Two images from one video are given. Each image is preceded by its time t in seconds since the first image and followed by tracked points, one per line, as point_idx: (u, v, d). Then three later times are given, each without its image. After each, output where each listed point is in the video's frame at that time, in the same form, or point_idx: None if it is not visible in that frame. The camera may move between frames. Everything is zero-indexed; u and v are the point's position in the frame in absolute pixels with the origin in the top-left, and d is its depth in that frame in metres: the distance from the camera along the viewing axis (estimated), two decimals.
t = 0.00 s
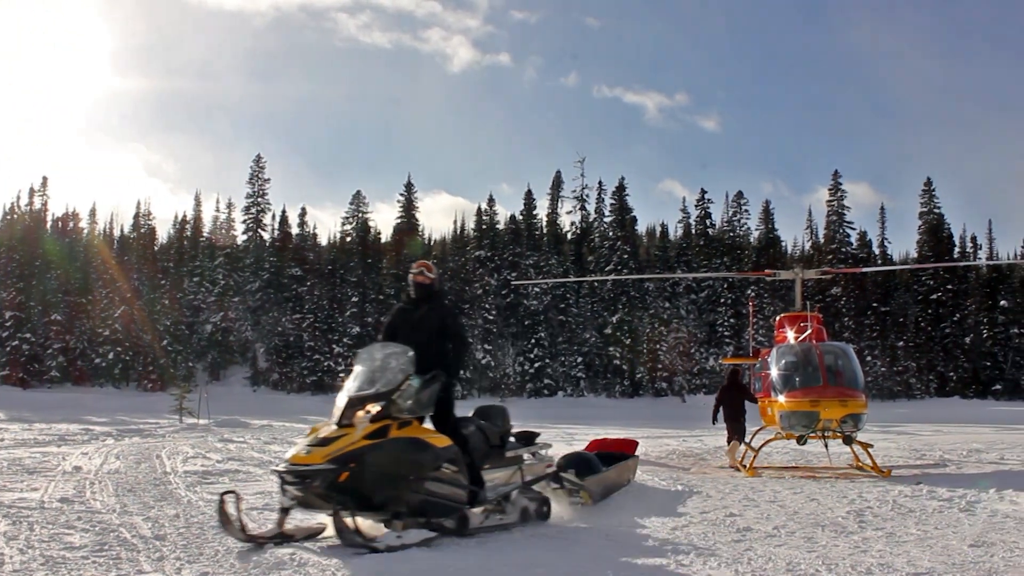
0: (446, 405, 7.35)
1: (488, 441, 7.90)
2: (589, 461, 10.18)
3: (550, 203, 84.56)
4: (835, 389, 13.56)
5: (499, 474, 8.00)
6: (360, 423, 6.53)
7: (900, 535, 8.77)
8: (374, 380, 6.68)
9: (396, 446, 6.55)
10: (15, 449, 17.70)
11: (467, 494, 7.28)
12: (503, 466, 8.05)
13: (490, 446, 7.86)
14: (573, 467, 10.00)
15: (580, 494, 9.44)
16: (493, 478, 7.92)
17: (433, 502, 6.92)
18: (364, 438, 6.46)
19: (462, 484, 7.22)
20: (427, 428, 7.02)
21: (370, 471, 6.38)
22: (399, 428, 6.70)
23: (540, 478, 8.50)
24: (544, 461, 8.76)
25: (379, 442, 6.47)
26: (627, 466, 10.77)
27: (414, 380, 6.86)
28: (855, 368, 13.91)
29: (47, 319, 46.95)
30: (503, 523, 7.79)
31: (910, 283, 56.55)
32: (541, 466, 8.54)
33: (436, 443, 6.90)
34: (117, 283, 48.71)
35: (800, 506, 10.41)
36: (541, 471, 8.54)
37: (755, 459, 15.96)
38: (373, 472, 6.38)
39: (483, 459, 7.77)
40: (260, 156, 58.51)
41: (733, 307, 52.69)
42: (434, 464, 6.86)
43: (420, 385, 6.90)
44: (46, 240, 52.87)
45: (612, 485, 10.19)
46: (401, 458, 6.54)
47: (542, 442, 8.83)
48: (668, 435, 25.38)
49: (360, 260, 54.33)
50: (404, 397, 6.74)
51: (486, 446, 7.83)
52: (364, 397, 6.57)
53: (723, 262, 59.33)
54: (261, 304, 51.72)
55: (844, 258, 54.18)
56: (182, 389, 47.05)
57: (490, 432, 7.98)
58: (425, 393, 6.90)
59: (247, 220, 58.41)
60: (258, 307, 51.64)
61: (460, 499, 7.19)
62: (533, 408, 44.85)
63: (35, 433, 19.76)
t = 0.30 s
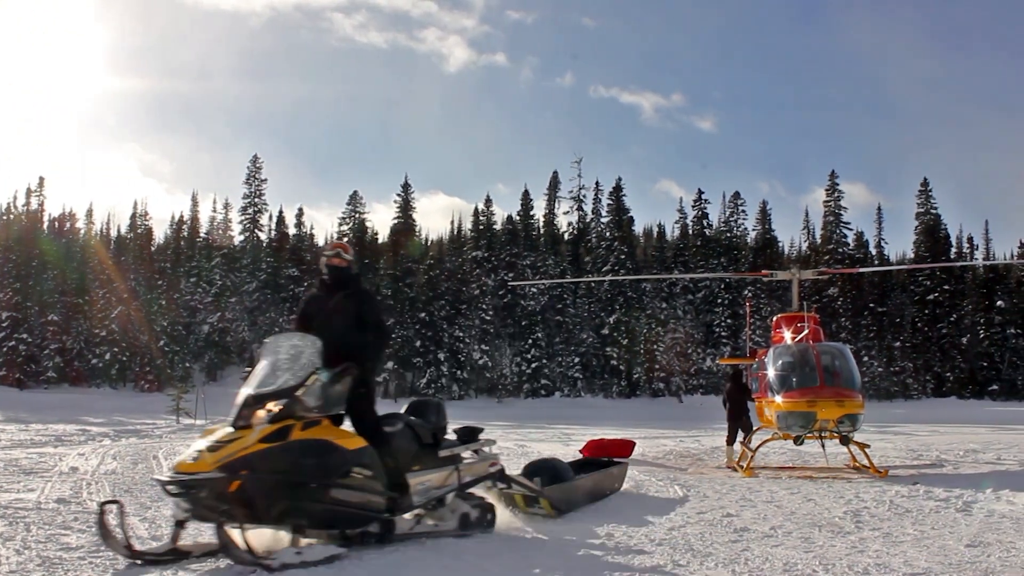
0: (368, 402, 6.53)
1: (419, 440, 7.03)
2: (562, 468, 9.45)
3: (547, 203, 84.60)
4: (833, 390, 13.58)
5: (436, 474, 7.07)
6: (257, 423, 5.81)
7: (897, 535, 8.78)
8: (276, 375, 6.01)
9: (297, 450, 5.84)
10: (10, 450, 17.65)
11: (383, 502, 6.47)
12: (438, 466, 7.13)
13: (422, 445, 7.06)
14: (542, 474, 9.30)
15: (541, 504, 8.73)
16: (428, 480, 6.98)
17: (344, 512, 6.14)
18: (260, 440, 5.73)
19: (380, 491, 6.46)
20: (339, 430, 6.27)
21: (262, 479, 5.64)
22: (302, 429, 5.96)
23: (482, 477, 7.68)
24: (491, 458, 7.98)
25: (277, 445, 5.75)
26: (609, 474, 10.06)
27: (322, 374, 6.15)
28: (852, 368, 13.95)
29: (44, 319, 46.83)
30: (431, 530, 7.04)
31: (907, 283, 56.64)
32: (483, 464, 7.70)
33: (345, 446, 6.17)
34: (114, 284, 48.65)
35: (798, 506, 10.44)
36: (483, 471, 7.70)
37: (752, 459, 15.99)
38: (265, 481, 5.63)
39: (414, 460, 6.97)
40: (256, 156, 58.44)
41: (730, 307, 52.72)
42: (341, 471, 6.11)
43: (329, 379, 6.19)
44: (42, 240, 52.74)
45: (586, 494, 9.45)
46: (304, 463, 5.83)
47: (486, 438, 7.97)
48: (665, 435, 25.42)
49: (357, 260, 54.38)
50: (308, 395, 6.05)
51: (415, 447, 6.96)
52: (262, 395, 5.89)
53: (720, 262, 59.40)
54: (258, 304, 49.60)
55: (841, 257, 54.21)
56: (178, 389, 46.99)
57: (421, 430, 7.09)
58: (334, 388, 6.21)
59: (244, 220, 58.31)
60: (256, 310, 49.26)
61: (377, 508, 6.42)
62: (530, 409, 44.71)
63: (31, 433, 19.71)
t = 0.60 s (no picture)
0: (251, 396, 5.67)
1: (317, 439, 6.42)
2: (515, 476, 9.01)
3: (545, 203, 84.57)
4: (830, 390, 13.61)
5: (338, 479, 6.52)
6: (108, 421, 5.07)
7: (893, 535, 8.79)
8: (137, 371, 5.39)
9: (153, 449, 4.97)
10: (7, 450, 17.58)
11: (263, 513, 5.57)
12: (340, 469, 6.56)
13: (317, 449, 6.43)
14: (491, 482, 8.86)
15: (480, 510, 8.28)
16: (329, 485, 6.44)
17: (209, 527, 5.21)
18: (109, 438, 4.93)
19: (259, 500, 5.56)
20: (208, 428, 5.41)
21: (108, 486, 4.80)
22: (159, 428, 5.09)
23: (396, 479, 7.17)
24: (406, 460, 7.42)
25: (128, 442, 4.93)
26: (576, 483, 9.36)
27: (186, 364, 5.48)
28: (849, 368, 13.99)
29: (41, 320, 46.75)
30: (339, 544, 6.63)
31: (904, 283, 56.73)
32: (399, 467, 7.20)
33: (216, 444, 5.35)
34: (112, 286, 48.83)
35: (796, 506, 10.47)
36: (397, 473, 7.19)
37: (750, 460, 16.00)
38: (113, 487, 4.78)
39: (304, 463, 6.30)
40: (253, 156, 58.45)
41: (728, 307, 52.84)
42: (205, 476, 5.19)
43: (194, 371, 5.50)
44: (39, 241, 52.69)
45: (545, 502, 8.92)
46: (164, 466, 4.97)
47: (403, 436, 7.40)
48: (664, 435, 25.46)
49: (355, 260, 54.35)
50: (169, 387, 5.38)
51: (311, 447, 6.37)
52: (118, 389, 5.24)
53: (717, 263, 59.56)
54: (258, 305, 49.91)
55: (839, 258, 54.29)
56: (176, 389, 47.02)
57: (321, 428, 6.49)
58: (203, 378, 5.53)
59: (241, 220, 58.26)
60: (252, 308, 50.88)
61: (253, 521, 5.51)
62: (528, 410, 44.58)
63: (28, 434, 19.66)
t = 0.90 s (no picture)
0: (106, 399, 5.55)
1: (198, 446, 6.18)
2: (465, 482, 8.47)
3: (545, 203, 84.60)
4: (831, 390, 13.62)
5: (224, 490, 6.25)
6: None
7: (894, 535, 8.79)
8: None
9: None
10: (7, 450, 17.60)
11: (114, 531, 5.17)
12: (227, 479, 6.31)
13: (200, 457, 6.18)
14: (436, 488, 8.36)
15: (416, 517, 7.75)
16: (213, 497, 6.14)
17: (43, 543, 4.79)
18: None
19: (111, 516, 5.18)
20: (54, 434, 4.97)
21: None
22: None
23: (297, 490, 6.96)
24: (312, 468, 7.22)
25: None
26: (535, 491, 8.67)
27: (22, 360, 5.06)
28: (850, 369, 14.00)
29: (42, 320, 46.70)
30: (226, 562, 6.24)
31: (905, 283, 56.70)
32: (303, 473, 7.05)
33: (58, 453, 4.92)
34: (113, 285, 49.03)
35: (795, 506, 10.49)
36: (297, 482, 6.98)
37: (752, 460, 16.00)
38: None
39: (184, 471, 6.02)
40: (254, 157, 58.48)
41: (728, 307, 52.81)
42: (38, 486, 4.78)
43: (32, 368, 5.09)
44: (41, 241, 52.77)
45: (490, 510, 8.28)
46: None
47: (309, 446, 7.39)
48: (664, 435, 25.46)
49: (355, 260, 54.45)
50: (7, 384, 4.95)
51: (194, 454, 6.13)
52: None
53: (718, 262, 59.56)
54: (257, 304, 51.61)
55: (839, 258, 54.28)
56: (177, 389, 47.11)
57: (207, 432, 6.25)
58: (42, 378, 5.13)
59: (242, 221, 58.29)
60: (252, 309, 51.38)
61: (105, 544, 5.12)
62: (529, 410, 44.49)
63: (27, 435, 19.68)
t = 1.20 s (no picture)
0: None
1: (70, 448, 4.94)
2: (408, 483, 7.93)
3: (545, 203, 84.53)
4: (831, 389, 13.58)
5: (96, 497, 5.06)
6: None
7: (895, 535, 8.75)
8: None
9: None
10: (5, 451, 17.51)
11: None
12: (107, 484, 5.16)
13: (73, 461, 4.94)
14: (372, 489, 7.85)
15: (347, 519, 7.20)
16: (80, 506, 4.93)
17: None
18: None
19: None
20: None
21: None
22: None
23: (188, 496, 5.88)
24: (208, 470, 6.18)
25: None
26: (492, 493, 8.23)
27: None
28: (851, 369, 13.97)
29: (43, 320, 46.68)
30: None
31: (905, 283, 56.64)
32: (195, 478, 5.97)
33: None
34: (114, 284, 49.12)
35: (797, 506, 10.47)
36: (188, 487, 5.90)
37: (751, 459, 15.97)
38: None
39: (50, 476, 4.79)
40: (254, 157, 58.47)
41: (729, 307, 52.77)
42: None
43: None
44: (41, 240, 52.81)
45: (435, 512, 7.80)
46: None
47: (206, 443, 6.31)
48: (665, 435, 25.39)
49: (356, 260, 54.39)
50: None
51: (64, 455, 4.89)
52: None
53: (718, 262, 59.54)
54: (257, 305, 51.77)
55: (840, 257, 54.23)
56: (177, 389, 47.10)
57: (80, 430, 5.03)
58: None
59: (242, 221, 58.31)
60: (254, 307, 51.63)
61: None
62: (530, 410, 44.43)
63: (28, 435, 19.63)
